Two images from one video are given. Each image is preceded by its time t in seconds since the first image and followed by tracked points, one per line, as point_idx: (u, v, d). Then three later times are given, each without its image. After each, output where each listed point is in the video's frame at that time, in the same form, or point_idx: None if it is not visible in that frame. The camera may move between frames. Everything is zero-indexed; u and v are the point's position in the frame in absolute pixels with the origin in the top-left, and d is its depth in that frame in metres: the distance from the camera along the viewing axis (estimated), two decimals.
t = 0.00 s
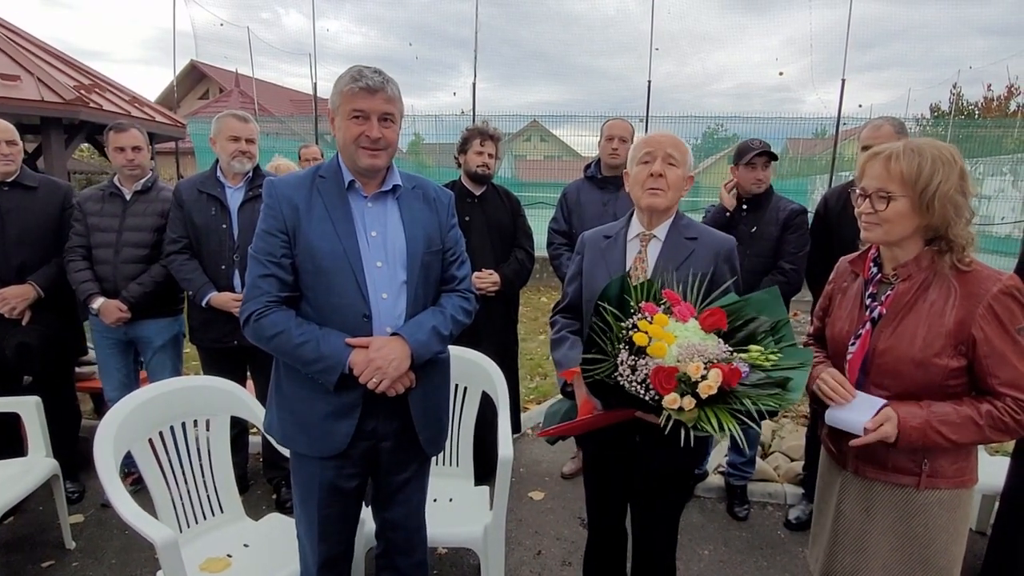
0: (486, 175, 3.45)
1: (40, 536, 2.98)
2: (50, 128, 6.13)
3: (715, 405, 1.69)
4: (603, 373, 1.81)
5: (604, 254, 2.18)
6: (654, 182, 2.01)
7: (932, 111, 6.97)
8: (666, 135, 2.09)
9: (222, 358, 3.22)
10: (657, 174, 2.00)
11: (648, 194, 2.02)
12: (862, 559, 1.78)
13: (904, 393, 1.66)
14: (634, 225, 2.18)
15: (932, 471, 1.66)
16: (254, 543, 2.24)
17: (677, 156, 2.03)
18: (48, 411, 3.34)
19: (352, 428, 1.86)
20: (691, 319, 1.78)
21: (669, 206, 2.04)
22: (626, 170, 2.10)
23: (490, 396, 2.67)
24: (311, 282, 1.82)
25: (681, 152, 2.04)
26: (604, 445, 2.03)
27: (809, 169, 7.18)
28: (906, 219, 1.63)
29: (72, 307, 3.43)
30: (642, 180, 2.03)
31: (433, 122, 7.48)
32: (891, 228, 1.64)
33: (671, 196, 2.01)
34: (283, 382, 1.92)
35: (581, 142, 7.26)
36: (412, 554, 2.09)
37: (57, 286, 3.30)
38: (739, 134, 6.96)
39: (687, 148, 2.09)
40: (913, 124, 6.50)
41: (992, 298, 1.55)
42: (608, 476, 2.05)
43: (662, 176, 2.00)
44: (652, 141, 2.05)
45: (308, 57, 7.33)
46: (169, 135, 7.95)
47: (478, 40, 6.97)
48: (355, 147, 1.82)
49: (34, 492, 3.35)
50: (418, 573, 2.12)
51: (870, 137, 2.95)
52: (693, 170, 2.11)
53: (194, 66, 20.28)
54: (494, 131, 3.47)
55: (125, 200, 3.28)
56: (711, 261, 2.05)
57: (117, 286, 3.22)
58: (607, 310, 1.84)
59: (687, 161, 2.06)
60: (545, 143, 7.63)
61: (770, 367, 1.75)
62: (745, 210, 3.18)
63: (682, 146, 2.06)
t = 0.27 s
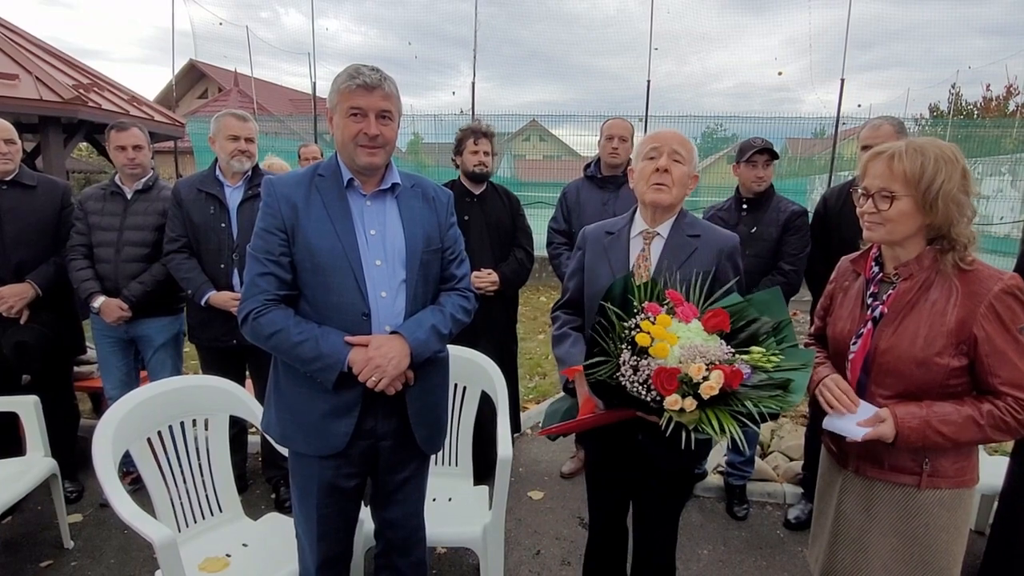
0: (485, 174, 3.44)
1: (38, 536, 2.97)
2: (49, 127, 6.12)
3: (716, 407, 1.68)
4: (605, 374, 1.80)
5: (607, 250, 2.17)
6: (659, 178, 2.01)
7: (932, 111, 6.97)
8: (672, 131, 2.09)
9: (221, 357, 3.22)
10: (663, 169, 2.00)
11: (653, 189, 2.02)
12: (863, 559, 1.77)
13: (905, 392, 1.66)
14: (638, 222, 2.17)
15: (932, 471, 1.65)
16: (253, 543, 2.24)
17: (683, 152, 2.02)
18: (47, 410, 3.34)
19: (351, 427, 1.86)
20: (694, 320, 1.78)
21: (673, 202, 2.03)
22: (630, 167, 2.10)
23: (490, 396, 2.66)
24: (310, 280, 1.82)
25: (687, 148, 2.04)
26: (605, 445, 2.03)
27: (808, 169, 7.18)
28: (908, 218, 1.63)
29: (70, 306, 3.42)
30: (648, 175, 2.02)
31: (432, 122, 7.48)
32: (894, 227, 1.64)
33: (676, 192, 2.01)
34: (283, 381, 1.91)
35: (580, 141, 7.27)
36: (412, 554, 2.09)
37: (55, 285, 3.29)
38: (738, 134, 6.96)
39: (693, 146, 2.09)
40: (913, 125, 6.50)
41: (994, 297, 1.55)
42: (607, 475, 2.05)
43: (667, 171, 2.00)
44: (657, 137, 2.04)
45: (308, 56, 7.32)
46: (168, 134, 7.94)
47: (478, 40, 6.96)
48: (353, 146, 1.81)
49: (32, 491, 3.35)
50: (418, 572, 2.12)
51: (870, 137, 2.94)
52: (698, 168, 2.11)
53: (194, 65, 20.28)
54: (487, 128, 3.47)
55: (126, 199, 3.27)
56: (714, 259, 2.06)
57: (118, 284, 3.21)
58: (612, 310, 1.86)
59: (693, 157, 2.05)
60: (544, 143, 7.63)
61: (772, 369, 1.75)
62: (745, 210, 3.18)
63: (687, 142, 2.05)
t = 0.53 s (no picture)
0: (480, 172, 3.44)
1: (37, 535, 2.97)
2: (48, 126, 6.11)
3: (711, 417, 1.70)
4: (603, 382, 1.84)
5: (610, 253, 2.17)
6: (654, 197, 2.00)
7: (932, 110, 6.96)
8: (667, 137, 2.03)
9: (220, 356, 3.21)
10: (656, 189, 1.99)
11: (648, 209, 2.02)
12: (865, 558, 1.77)
13: (907, 391, 1.66)
14: (641, 224, 2.15)
15: (935, 470, 1.65)
16: (252, 541, 2.24)
17: (677, 166, 1.98)
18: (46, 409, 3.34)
19: (349, 426, 1.85)
20: (693, 328, 1.77)
21: (670, 217, 2.03)
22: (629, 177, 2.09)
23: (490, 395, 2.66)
24: (308, 278, 1.81)
25: (682, 159, 1.99)
26: (606, 445, 2.03)
27: (808, 168, 7.17)
28: (911, 217, 1.63)
29: (71, 304, 3.42)
30: (642, 194, 2.02)
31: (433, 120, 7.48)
32: (897, 226, 1.64)
33: (672, 209, 2.00)
34: (282, 381, 1.90)
35: (580, 140, 7.26)
36: (411, 553, 2.09)
37: (55, 284, 3.28)
38: (738, 133, 6.96)
39: (692, 149, 2.02)
40: (913, 124, 6.50)
41: (997, 296, 1.55)
42: (608, 474, 2.05)
43: (661, 190, 1.99)
44: (651, 150, 2.00)
45: (307, 55, 7.12)
46: (168, 133, 7.93)
47: (478, 39, 6.95)
48: (350, 142, 1.81)
49: (31, 490, 3.34)
50: (417, 571, 2.11)
51: (870, 136, 2.94)
52: (700, 170, 2.05)
53: (193, 64, 20.26)
54: (480, 127, 3.47)
55: (128, 197, 3.27)
56: (717, 264, 2.05)
57: (119, 283, 3.21)
58: (612, 317, 1.86)
59: (690, 166, 2.01)
60: (544, 142, 7.63)
61: (770, 378, 1.75)
62: (744, 209, 3.17)
63: (683, 151, 1.99)
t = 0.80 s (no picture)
0: (477, 171, 3.44)
1: (37, 533, 2.97)
2: (48, 124, 6.10)
3: (700, 425, 1.72)
4: (596, 389, 1.87)
5: (610, 254, 2.17)
6: (644, 198, 2.00)
7: (932, 109, 6.97)
8: (662, 139, 2.02)
9: (220, 354, 3.21)
10: (645, 189, 1.99)
11: (639, 208, 2.02)
12: (866, 558, 1.77)
13: (909, 390, 1.66)
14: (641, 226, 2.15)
15: (937, 470, 1.65)
16: (252, 540, 2.24)
17: (667, 167, 1.96)
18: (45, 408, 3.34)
19: (348, 424, 1.85)
20: (687, 335, 1.78)
21: (662, 217, 2.02)
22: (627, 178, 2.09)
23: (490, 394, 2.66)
24: (304, 277, 1.82)
25: (673, 160, 1.97)
26: (607, 444, 2.03)
27: (808, 167, 7.18)
28: (913, 216, 1.63)
29: (71, 303, 3.42)
30: (632, 195, 2.03)
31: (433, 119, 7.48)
32: (899, 225, 1.64)
33: (663, 208, 1.99)
34: (281, 380, 1.90)
35: (580, 139, 7.27)
36: (411, 552, 2.09)
37: (55, 282, 3.28)
38: (738, 132, 6.96)
39: (688, 150, 1.99)
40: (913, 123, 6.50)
41: (1000, 296, 1.55)
42: (607, 473, 2.05)
43: (650, 190, 1.98)
44: (643, 150, 2.01)
45: (308, 53, 7.03)
46: (167, 132, 7.93)
47: (478, 37, 6.95)
48: (343, 137, 1.81)
49: (31, 489, 3.34)
50: (417, 570, 2.11)
51: (870, 135, 2.94)
52: (697, 169, 2.02)
53: (193, 62, 20.25)
54: (472, 126, 3.46)
55: (129, 196, 3.27)
56: (717, 267, 2.05)
57: (120, 281, 3.21)
58: (606, 323, 1.88)
59: (684, 167, 1.99)
60: (544, 141, 7.63)
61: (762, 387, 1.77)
62: (747, 208, 3.18)
63: (675, 152, 1.98)
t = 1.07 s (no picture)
0: (475, 171, 3.45)
1: (38, 532, 2.97)
2: (48, 122, 6.11)
3: (686, 411, 1.72)
4: (585, 372, 1.88)
5: (610, 251, 2.20)
6: (640, 191, 2.01)
7: (932, 109, 6.97)
8: (662, 134, 2.03)
9: (221, 353, 3.22)
10: (640, 182, 2.00)
11: (635, 202, 2.02)
12: (867, 558, 1.78)
13: (909, 391, 1.66)
14: (641, 224, 2.17)
15: (938, 470, 1.66)
16: (253, 539, 2.24)
17: (663, 161, 1.97)
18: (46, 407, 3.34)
19: (350, 425, 1.85)
20: (679, 324, 1.78)
21: (657, 212, 2.02)
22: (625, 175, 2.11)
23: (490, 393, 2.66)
24: (305, 277, 1.82)
25: (668, 154, 1.97)
26: (607, 444, 2.03)
27: (808, 167, 7.19)
28: (913, 216, 1.63)
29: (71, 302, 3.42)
30: (630, 188, 2.04)
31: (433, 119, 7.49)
32: (900, 225, 1.64)
33: (657, 202, 1.99)
34: (281, 380, 1.91)
35: (580, 139, 7.27)
36: (411, 551, 2.09)
37: (56, 281, 3.28)
38: (738, 132, 6.96)
39: (684, 146, 2.00)
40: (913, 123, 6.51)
41: (1001, 296, 1.55)
42: (607, 474, 2.05)
43: (646, 183, 1.99)
44: (641, 145, 2.01)
45: (307, 53, 7.18)
46: (167, 131, 7.93)
47: (479, 37, 6.95)
48: (344, 139, 1.81)
49: (31, 487, 3.34)
50: (417, 569, 2.12)
51: (870, 135, 2.94)
52: (694, 165, 2.02)
53: (193, 61, 20.25)
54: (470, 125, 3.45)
55: (130, 195, 3.27)
56: (715, 265, 2.05)
57: (121, 280, 3.21)
58: (601, 311, 1.92)
59: (679, 163, 1.98)
60: (544, 140, 7.63)
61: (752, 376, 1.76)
62: (750, 208, 3.19)
63: (672, 146, 1.98)
